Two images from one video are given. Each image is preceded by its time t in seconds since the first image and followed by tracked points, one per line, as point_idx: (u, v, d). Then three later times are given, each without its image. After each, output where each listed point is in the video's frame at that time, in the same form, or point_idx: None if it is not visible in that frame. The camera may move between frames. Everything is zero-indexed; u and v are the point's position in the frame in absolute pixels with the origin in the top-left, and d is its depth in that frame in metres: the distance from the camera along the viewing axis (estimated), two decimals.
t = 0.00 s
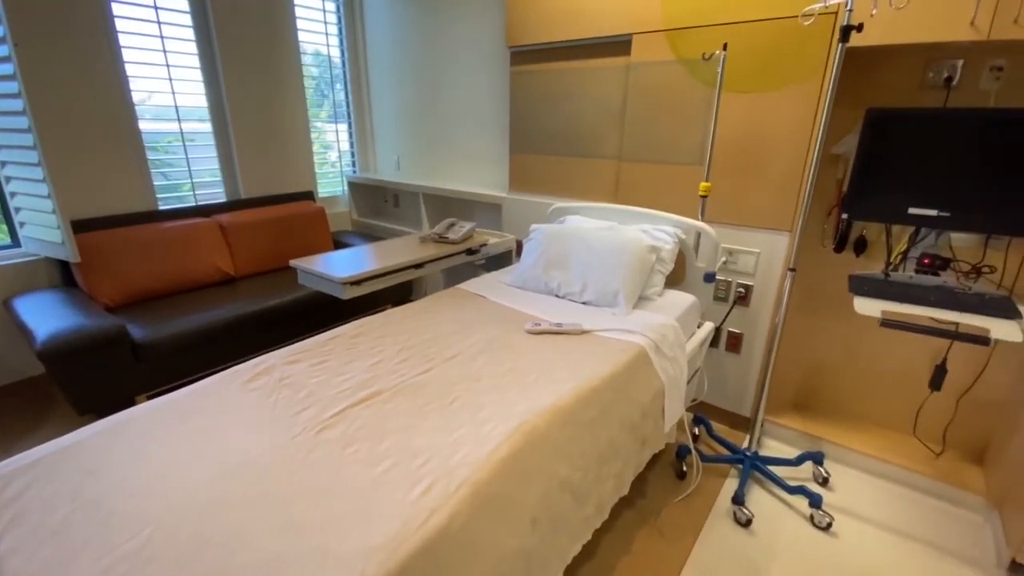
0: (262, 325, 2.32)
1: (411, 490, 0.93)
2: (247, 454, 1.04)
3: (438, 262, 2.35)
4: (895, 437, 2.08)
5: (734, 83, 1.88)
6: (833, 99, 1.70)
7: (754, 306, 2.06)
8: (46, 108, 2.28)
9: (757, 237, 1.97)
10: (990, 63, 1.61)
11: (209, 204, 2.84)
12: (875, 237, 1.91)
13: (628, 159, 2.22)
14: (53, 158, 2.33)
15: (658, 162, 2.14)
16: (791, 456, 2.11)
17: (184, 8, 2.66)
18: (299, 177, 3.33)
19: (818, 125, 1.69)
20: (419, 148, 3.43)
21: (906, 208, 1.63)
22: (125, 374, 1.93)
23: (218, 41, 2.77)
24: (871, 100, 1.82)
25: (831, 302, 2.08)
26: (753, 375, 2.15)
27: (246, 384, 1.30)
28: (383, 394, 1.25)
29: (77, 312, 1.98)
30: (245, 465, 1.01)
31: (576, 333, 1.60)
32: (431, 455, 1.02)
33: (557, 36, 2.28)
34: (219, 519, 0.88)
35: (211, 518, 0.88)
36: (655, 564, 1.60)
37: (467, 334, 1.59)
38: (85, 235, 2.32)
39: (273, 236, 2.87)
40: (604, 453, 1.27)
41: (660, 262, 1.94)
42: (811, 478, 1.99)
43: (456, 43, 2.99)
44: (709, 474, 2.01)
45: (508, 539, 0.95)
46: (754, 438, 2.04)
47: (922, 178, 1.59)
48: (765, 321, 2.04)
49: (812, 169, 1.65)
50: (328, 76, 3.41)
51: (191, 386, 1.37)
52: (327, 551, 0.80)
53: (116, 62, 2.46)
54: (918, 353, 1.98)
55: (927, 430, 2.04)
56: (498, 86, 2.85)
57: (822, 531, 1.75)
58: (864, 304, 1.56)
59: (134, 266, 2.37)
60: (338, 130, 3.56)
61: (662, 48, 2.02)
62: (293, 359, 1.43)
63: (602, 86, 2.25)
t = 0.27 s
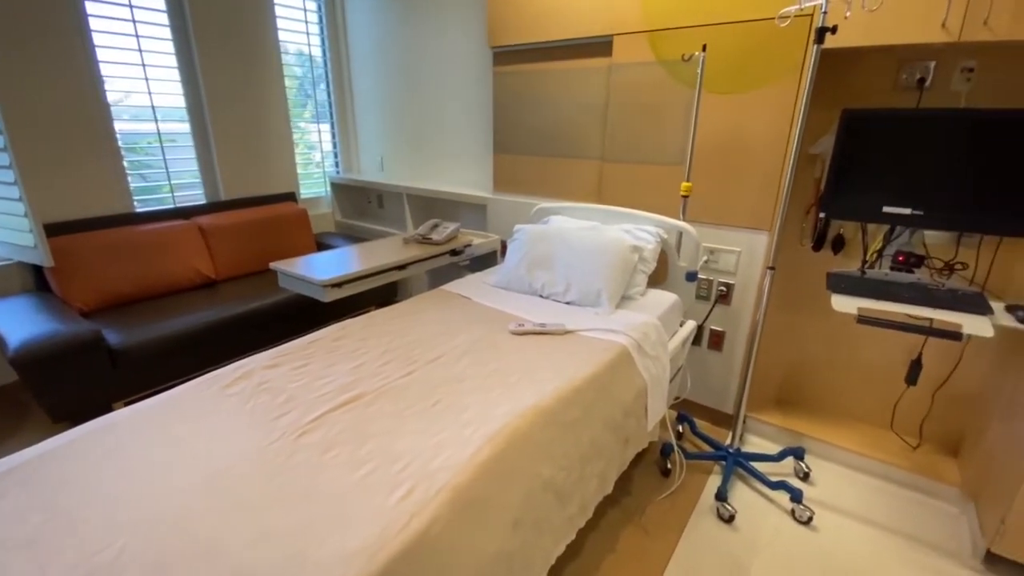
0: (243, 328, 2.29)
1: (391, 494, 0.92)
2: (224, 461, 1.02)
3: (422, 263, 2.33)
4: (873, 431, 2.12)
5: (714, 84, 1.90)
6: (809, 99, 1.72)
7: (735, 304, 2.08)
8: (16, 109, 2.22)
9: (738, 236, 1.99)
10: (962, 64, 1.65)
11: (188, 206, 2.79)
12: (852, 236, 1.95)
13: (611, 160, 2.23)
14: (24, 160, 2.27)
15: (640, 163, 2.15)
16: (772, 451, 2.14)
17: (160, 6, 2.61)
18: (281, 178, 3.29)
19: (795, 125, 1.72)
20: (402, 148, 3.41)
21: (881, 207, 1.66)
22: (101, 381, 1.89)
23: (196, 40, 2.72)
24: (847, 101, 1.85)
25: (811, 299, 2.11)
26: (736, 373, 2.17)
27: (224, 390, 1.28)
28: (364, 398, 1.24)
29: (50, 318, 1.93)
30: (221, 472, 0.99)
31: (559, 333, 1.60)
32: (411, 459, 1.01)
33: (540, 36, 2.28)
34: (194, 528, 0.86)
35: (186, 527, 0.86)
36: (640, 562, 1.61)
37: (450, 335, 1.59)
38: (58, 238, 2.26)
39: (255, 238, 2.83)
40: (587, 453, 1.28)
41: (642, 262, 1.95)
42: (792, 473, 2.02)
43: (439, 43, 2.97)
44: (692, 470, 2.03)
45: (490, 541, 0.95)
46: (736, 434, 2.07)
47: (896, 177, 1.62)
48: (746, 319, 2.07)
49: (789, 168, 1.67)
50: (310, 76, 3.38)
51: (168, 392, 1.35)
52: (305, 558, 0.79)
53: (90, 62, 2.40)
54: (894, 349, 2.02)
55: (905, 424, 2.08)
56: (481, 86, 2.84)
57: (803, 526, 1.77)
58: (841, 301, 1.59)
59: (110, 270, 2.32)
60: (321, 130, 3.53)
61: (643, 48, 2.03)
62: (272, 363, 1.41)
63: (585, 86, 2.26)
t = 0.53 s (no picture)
0: (224, 332, 2.25)
1: (372, 499, 0.91)
2: (200, 468, 1.00)
3: (406, 264, 2.32)
4: (853, 426, 2.16)
5: (695, 85, 1.91)
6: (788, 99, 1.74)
7: (718, 302, 2.10)
8: None
9: (720, 235, 2.01)
10: (935, 64, 1.68)
11: (166, 208, 2.73)
12: (831, 234, 1.98)
13: (594, 160, 2.24)
14: None
15: (623, 162, 2.16)
16: (756, 447, 2.16)
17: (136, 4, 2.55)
18: (263, 179, 3.24)
19: (774, 125, 1.74)
20: (386, 148, 3.39)
21: (858, 205, 1.69)
22: (76, 387, 1.84)
23: (173, 39, 2.66)
24: (825, 100, 1.88)
25: (791, 297, 2.14)
26: (719, 370, 2.19)
27: (201, 395, 1.26)
28: (346, 401, 1.22)
29: (22, 323, 1.88)
30: (198, 479, 0.97)
31: (544, 333, 1.60)
32: (393, 462, 1.00)
33: (523, 36, 2.28)
34: (169, 537, 0.84)
35: (160, 537, 0.84)
36: (626, 561, 1.61)
37: (433, 337, 1.58)
38: (30, 242, 2.20)
39: (235, 240, 2.79)
40: (571, 452, 1.28)
41: (626, 261, 1.96)
42: (775, 469, 2.05)
43: (422, 42, 2.95)
44: (677, 468, 2.05)
45: (473, 543, 0.94)
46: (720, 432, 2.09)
47: (873, 176, 1.65)
48: (729, 317, 2.09)
49: (769, 167, 1.70)
50: (292, 75, 3.33)
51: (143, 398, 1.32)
52: (283, 566, 0.78)
53: (63, 61, 2.34)
54: (873, 345, 2.05)
55: (884, 418, 2.12)
56: (464, 86, 2.83)
57: (786, 520, 1.80)
58: (821, 298, 1.61)
59: (85, 274, 2.26)
60: (304, 131, 3.49)
61: (625, 49, 2.04)
62: (251, 368, 1.38)
63: (568, 86, 2.26)
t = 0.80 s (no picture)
0: (205, 336, 2.21)
1: (352, 506, 0.90)
2: (176, 477, 0.98)
3: (390, 266, 2.30)
4: (834, 421, 2.19)
5: (677, 85, 1.93)
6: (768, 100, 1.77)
7: (701, 301, 2.12)
8: None
9: (703, 234, 2.03)
10: (911, 66, 1.72)
11: (144, 210, 2.67)
12: (811, 233, 2.01)
13: (579, 160, 2.24)
14: None
15: (607, 163, 2.17)
16: (740, 444, 2.19)
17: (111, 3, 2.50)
18: (245, 181, 3.20)
19: (755, 126, 1.76)
20: (370, 149, 3.36)
21: (837, 205, 1.71)
22: (51, 395, 1.79)
23: (150, 39, 2.61)
24: (804, 101, 1.90)
25: (773, 295, 2.17)
26: (704, 368, 2.21)
27: (178, 402, 1.23)
28: (327, 406, 1.21)
29: None
30: (174, 489, 0.95)
31: (528, 334, 1.60)
32: (374, 468, 0.99)
33: (506, 36, 2.27)
34: (143, 549, 0.82)
35: (134, 549, 0.82)
36: (612, 560, 1.62)
37: (417, 339, 1.56)
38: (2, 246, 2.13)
39: (216, 242, 2.75)
40: (556, 454, 1.28)
41: (610, 261, 1.97)
42: (759, 466, 2.07)
43: (405, 42, 2.93)
44: (663, 466, 2.06)
45: (456, 548, 0.94)
46: (705, 430, 2.10)
47: (850, 176, 1.68)
48: (713, 316, 2.11)
49: (750, 167, 1.71)
50: (274, 75, 3.29)
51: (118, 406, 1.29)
52: None
53: (36, 60, 2.28)
54: (853, 341, 2.08)
55: (865, 414, 2.16)
56: (448, 86, 2.82)
57: (770, 516, 1.82)
58: (802, 297, 1.63)
59: (60, 279, 2.20)
60: (288, 131, 3.45)
61: (608, 50, 2.04)
62: (231, 373, 1.36)
63: (552, 87, 2.26)
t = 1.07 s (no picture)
0: (187, 341, 2.17)
1: (335, 512, 0.89)
2: (154, 485, 0.96)
3: (375, 268, 2.28)
4: (818, 417, 2.22)
5: (661, 87, 1.94)
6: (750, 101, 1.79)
7: (686, 301, 2.14)
8: None
9: (687, 234, 2.04)
10: (888, 67, 1.75)
11: (123, 213, 2.61)
12: (793, 232, 2.03)
13: (564, 161, 2.24)
14: None
15: (592, 163, 2.18)
16: (726, 442, 2.20)
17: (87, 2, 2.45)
18: (227, 183, 3.15)
19: (737, 126, 1.77)
20: (355, 150, 3.33)
21: (818, 204, 1.73)
22: (26, 403, 1.75)
23: (128, 38, 2.56)
24: (785, 102, 1.93)
25: (757, 294, 2.19)
26: (689, 367, 2.23)
27: (157, 409, 1.21)
28: (310, 411, 1.19)
29: None
30: (152, 498, 0.93)
31: (514, 336, 1.60)
32: (358, 473, 0.98)
33: (490, 37, 2.27)
34: (120, 560, 0.80)
35: (110, 561, 0.80)
36: (600, 560, 1.62)
37: (403, 342, 1.55)
38: None
39: (198, 245, 2.70)
40: (543, 455, 1.28)
41: (596, 262, 1.97)
42: (745, 463, 2.09)
43: (389, 42, 2.92)
44: (651, 465, 2.07)
45: (441, 552, 0.93)
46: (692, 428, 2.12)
47: (831, 176, 1.70)
48: (697, 315, 2.13)
49: (732, 168, 1.73)
50: (256, 76, 3.25)
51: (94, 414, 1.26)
52: None
53: (9, 60, 2.22)
54: (835, 339, 2.11)
55: (847, 410, 2.19)
56: (433, 87, 2.80)
57: (755, 513, 1.84)
58: (785, 295, 1.65)
59: (37, 284, 2.14)
60: (272, 132, 3.42)
61: (592, 51, 2.05)
62: (211, 379, 1.34)
63: (536, 87, 2.26)
